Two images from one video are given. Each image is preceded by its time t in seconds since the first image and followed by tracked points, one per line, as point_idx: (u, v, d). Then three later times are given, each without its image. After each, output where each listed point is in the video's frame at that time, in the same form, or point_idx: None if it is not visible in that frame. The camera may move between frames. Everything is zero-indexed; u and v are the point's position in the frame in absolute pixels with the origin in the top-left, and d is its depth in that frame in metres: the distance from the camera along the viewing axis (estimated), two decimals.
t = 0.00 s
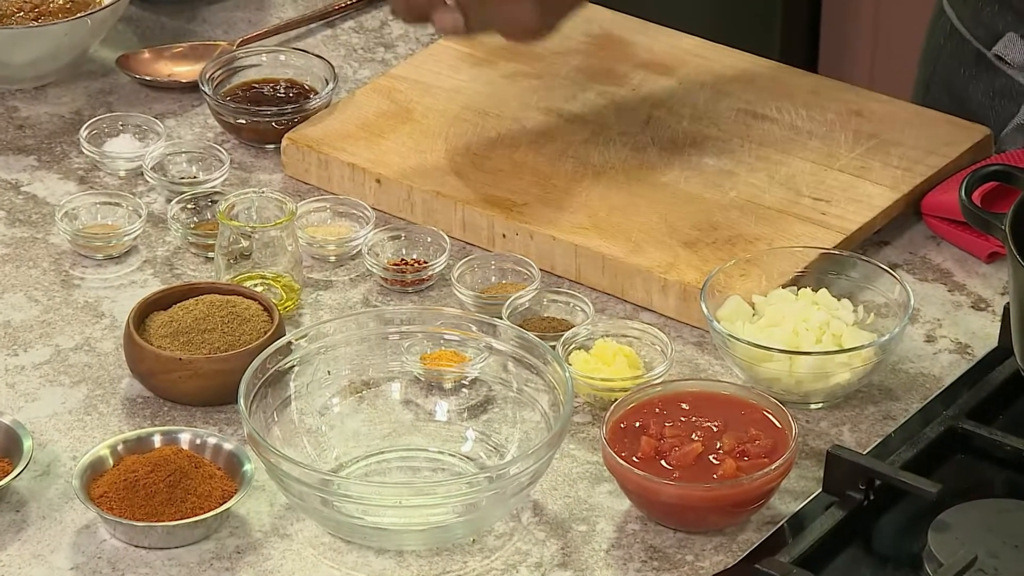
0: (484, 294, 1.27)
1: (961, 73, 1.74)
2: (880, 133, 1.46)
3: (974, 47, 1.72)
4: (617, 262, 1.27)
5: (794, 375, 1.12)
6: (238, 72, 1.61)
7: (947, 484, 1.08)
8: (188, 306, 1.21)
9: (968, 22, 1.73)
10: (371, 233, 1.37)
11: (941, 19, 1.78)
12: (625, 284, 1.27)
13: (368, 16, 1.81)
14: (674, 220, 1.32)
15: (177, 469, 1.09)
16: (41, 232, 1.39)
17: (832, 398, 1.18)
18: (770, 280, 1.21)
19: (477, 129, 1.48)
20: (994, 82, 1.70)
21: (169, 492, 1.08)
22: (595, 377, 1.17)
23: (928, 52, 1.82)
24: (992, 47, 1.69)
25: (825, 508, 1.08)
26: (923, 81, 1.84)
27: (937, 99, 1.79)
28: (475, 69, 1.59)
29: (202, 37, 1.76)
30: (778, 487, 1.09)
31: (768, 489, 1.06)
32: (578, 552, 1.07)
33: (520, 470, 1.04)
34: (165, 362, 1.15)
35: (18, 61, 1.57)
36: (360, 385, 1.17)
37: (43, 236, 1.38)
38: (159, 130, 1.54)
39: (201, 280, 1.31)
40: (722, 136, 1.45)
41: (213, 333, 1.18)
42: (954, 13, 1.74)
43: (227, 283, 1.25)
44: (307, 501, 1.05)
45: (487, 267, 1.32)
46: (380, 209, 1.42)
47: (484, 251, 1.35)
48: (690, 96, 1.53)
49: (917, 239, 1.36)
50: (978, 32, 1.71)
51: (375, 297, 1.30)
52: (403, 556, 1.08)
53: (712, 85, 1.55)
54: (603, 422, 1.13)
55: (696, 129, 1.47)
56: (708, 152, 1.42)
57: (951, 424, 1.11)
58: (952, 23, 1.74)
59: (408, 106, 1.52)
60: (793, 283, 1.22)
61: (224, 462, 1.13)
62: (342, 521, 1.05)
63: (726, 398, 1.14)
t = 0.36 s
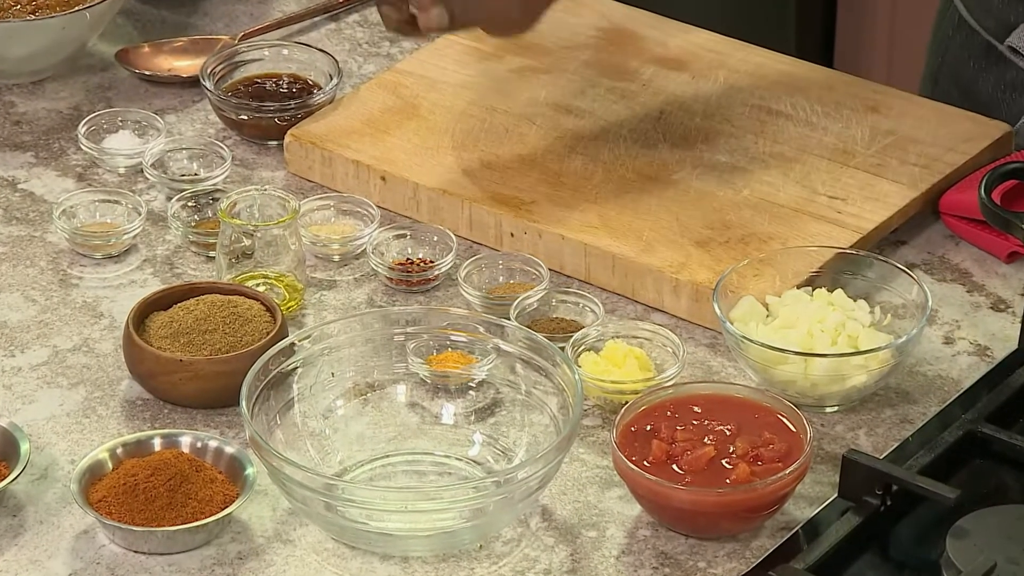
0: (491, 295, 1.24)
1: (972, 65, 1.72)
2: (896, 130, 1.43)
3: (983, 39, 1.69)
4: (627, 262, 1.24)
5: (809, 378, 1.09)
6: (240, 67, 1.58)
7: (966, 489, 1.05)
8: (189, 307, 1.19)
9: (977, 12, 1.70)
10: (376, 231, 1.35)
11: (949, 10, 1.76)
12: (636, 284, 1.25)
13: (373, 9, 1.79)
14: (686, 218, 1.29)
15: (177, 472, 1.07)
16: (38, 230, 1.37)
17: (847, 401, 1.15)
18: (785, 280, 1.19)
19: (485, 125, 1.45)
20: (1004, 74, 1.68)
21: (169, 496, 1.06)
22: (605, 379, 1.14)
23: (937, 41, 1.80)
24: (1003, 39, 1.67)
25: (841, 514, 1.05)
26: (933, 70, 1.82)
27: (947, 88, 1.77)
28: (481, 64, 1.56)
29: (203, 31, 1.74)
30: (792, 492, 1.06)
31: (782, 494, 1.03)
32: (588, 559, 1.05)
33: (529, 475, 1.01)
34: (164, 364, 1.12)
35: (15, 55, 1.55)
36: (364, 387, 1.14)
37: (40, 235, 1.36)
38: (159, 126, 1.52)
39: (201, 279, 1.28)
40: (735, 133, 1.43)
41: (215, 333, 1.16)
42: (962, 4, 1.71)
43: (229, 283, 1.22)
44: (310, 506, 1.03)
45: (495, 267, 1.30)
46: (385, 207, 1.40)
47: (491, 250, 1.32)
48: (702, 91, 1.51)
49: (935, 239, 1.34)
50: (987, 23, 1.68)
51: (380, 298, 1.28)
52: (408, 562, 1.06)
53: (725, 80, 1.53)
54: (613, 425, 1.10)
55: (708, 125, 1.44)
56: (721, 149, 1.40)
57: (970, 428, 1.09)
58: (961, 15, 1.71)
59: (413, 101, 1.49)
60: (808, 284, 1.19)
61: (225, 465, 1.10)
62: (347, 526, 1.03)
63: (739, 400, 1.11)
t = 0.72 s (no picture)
0: (499, 295, 1.22)
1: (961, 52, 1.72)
2: (913, 127, 1.41)
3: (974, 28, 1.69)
4: (638, 262, 1.22)
5: (824, 381, 1.07)
6: (243, 62, 1.56)
7: (985, 494, 1.03)
8: (191, 307, 1.16)
9: None
10: (381, 230, 1.32)
11: None
12: (647, 284, 1.22)
13: (379, 4, 1.76)
14: (698, 218, 1.27)
15: (178, 476, 1.04)
16: (37, 228, 1.34)
17: (863, 405, 1.13)
18: (799, 280, 1.17)
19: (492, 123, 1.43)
20: (993, 62, 1.69)
21: (170, 501, 1.03)
22: (614, 382, 1.12)
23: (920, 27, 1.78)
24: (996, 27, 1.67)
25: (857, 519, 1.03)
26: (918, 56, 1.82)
27: (936, 75, 1.76)
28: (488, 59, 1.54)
29: (205, 26, 1.71)
30: (807, 497, 1.04)
31: (797, 499, 1.01)
32: (598, 565, 1.03)
33: (538, 479, 0.99)
34: (165, 366, 1.10)
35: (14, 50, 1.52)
36: (369, 389, 1.12)
37: (39, 233, 1.34)
38: (160, 122, 1.50)
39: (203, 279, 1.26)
40: (748, 130, 1.40)
41: (217, 334, 1.14)
42: None
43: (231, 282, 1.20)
44: (314, 511, 1.00)
45: (502, 267, 1.27)
46: (390, 206, 1.37)
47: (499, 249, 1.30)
48: (714, 88, 1.48)
49: (952, 238, 1.31)
50: (979, 9, 1.68)
51: (385, 298, 1.25)
52: (414, 568, 1.03)
53: (739, 76, 1.50)
54: (623, 429, 1.08)
55: (721, 123, 1.42)
56: (734, 146, 1.38)
57: (989, 432, 1.06)
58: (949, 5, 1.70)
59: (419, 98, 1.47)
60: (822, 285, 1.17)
61: (227, 469, 1.08)
62: (351, 531, 1.00)
63: (753, 403, 1.09)
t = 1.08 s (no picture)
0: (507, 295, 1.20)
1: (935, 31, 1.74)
2: (930, 124, 1.38)
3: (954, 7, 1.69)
4: (650, 262, 1.19)
5: (840, 384, 1.05)
6: (246, 58, 1.54)
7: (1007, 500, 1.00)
8: (193, 307, 1.14)
9: None
10: (387, 229, 1.30)
11: None
12: (659, 284, 1.20)
13: None
14: (712, 217, 1.24)
15: (180, 480, 1.02)
16: (36, 227, 1.32)
17: (881, 408, 1.10)
18: (814, 281, 1.15)
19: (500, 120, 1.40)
20: (971, 41, 1.69)
21: (171, 505, 1.01)
22: (626, 384, 1.10)
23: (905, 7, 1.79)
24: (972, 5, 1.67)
25: (874, 526, 1.00)
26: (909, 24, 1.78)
27: (917, 58, 1.79)
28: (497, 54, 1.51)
29: (207, 19, 1.69)
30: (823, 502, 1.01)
31: (813, 504, 0.98)
32: (609, 573, 1.00)
33: (547, 484, 0.96)
34: (166, 367, 1.08)
35: (12, 44, 1.50)
36: (375, 391, 1.10)
37: (37, 232, 1.31)
38: (161, 119, 1.47)
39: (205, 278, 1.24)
40: (763, 127, 1.38)
41: (219, 335, 1.11)
42: None
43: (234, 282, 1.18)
44: (318, 516, 0.98)
45: (510, 266, 1.25)
46: (396, 204, 1.35)
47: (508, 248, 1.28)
48: (728, 84, 1.46)
49: (970, 238, 1.29)
50: None
51: (391, 298, 1.23)
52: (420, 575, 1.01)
53: (753, 71, 1.48)
54: (635, 432, 1.05)
55: (735, 119, 1.39)
56: (748, 142, 1.35)
57: (1009, 437, 1.03)
58: None
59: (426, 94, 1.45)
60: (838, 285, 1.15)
61: (230, 472, 1.05)
62: (356, 536, 0.98)
63: (767, 406, 1.06)
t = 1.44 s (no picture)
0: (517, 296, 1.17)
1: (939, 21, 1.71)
2: (948, 120, 1.36)
3: None
4: (662, 262, 1.17)
5: (857, 387, 1.03)
6: (249, 52, 1.51)
7: None
8: (194, 308, 1.12)
9: None
10: (394, 228, 1.27)
11: None
12: (672, 284, 1.17)
13: None
14: (726, 215, 1.22)
15: (181, 485, 1.00)
16: (35, 225, 1.30)
17: (899, 412, 1.08)
18: (831, 282, 1.12)
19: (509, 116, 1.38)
20: (975, 30, 1.66)
21: (172, 510, 0.98)
22: (637, 387, 1.07)
23: None
24: None
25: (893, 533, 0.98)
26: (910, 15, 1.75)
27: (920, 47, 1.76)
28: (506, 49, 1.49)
29: (210, 13, 1.67)
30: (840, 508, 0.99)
31: (829, 511, 0.96)
32: None
33: (557, 489, 0.94)
34: (167, 369, 1.05)
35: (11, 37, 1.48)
36: (382, 394, 1.07)
37: (36, 230, 1.29)
38: (163, 115, 1.45)
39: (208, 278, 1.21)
40: (778, 123, 1.35)
41: (221, 336, 1.09)
42: None
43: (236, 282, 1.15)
44: (324, 522, 0.96)
45: (519, 266, 1.22)
46: (402, 202, 1.33)
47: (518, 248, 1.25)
48: (741, 79, 1.44)
49: (990, 238, 1.26)
50: None
51: (398, 299, 1.21)
52: None
53: (768, 66, 1.45)
54: (647, 436, 1.03)
55: (749, 115, 1.37)
56: (763, 139, 1.33)
57: None
58: None
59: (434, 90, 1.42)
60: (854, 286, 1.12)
61: (233, 477, 1.03)
62: (363, 542, 0.95)
63: (783, 410, 1.04)
